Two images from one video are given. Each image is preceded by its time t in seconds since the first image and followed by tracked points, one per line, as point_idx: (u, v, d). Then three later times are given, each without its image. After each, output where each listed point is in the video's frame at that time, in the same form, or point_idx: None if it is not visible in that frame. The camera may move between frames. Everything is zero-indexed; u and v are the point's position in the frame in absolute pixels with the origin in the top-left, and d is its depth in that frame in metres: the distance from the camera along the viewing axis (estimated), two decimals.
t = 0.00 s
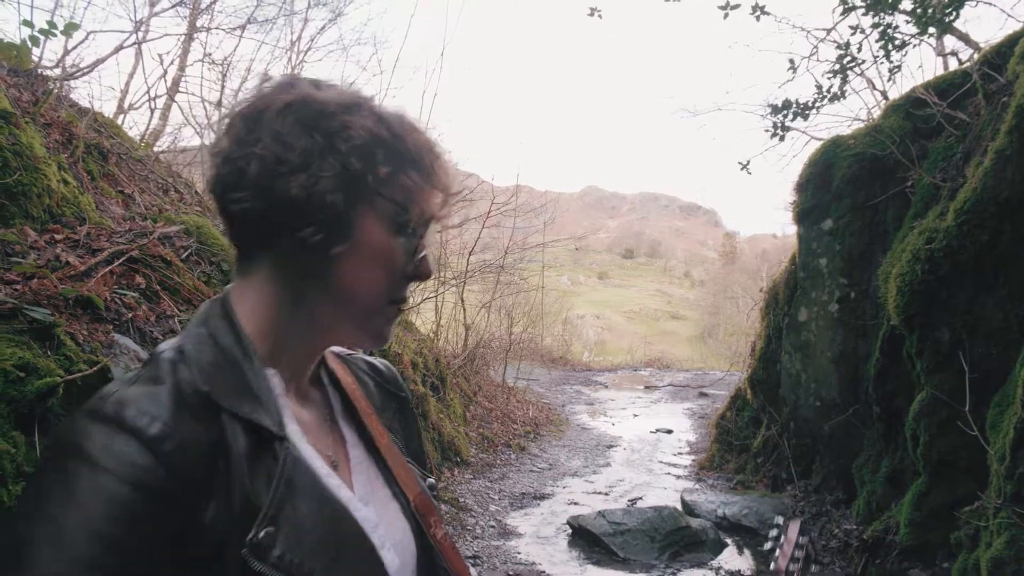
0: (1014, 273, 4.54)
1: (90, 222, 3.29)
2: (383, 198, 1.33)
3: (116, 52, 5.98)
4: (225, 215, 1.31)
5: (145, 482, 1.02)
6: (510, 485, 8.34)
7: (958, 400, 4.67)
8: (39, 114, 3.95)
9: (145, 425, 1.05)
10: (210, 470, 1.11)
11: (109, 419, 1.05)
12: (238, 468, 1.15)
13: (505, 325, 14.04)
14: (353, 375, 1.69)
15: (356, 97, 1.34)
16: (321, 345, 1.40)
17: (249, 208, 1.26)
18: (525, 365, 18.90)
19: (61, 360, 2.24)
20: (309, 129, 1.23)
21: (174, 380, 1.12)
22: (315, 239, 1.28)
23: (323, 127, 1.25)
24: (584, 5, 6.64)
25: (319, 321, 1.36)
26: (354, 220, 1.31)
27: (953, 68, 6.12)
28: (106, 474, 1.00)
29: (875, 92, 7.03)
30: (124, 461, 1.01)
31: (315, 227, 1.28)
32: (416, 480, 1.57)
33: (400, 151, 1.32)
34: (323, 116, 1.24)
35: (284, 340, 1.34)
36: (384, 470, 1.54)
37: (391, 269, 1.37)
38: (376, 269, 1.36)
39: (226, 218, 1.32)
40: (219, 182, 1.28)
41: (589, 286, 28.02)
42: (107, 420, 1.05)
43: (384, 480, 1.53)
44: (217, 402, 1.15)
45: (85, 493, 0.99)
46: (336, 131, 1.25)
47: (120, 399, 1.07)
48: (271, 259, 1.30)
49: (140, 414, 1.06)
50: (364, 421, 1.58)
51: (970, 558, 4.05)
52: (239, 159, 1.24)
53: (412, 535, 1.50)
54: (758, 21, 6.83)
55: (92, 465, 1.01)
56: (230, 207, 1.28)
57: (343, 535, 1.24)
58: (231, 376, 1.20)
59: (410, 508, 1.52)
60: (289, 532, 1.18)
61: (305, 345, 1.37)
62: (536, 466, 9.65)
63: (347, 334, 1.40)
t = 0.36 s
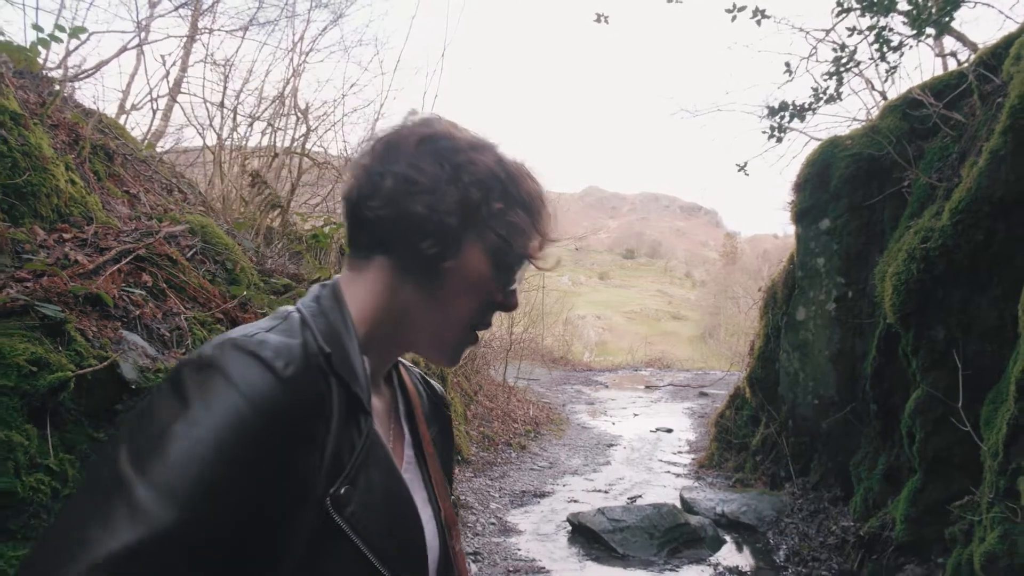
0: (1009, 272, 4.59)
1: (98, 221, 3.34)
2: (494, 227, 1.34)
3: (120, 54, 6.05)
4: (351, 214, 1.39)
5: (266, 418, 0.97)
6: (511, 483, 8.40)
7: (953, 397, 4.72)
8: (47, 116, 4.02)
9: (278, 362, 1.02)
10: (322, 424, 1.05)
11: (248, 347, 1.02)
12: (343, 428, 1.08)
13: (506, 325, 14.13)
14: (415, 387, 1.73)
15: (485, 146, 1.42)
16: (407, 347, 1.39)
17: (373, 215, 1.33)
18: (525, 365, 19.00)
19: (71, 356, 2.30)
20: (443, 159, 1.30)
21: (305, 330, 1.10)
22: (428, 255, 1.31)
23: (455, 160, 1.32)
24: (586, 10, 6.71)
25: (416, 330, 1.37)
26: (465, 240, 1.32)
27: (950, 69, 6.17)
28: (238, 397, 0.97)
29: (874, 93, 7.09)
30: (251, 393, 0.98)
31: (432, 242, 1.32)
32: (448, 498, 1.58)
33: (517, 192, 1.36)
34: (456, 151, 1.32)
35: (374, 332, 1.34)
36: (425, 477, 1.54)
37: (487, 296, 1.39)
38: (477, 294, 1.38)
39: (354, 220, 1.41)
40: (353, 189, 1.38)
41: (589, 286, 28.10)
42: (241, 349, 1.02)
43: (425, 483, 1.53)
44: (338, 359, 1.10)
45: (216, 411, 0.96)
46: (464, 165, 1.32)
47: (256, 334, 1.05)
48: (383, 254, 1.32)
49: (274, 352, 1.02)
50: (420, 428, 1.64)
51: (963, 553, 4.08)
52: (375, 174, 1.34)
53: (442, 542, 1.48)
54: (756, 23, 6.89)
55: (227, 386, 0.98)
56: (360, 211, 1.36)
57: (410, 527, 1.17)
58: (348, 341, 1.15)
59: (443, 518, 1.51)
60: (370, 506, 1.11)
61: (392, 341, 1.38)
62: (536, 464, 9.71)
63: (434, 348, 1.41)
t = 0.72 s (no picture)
0: (1002, 274, 4.66)
1: (109, 223, 3.42)
2: (513, 248, 1.57)
3: (125, 57, 6.13)
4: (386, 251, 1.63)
5: (301, 404, 1.17)
6: (511, 482, 8.48)
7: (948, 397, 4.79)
8: (57, 120, 4.09)
9: (315, 360, 1.23)
10: (345, 416, 1.26)
11: (289, 347, 1.23)
12: (364, 424, 1.29)
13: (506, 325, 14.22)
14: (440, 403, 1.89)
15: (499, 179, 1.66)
16: (437, 358, 1.59)
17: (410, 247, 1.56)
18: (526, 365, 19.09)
19: (88, 355, 2.38)
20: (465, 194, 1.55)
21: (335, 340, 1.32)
22: (462, 275, 1.51)
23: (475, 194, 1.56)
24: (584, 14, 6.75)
25: (450, 342, 1.57)
26: (490, 261, 1.54)
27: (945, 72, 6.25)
28: (280, 385, 1.17)
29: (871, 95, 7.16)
30: (291, 382, 1.18)
31: (465, 266, 1.52)
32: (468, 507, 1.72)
33: (532, 217, 1.61)
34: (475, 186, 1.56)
35: (407, 345, 1.56)
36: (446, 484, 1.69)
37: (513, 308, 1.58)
38: (504, 306, 1.57)
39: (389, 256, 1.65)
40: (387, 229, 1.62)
41: (589, 286, 28.14)
42: (281, 347, 1.23)
43: (446, 492, 1.68)
44: (361, 366, 1.33)
45: (261, 396, 1.15)
46: (484, 197, 1.56)
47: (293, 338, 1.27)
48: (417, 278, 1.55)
49: (311, 353, 1.24)
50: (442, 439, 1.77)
51: (957, 549, 4.15)
52: (408, 215, 1.59)
53: (458, 547, 1.63)
54: (754, 27, 6.97)
55: (271, 376, 1.18)
56: (395, 247, 1.60)
57: (422, 512, 1.35)
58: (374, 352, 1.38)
59: (460, 527, 1.65)
60: (386, 494, 1.29)
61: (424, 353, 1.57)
62: (536, 463, 9.79)
63: (467, 359, 1.58)
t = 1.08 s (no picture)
0: (999, 273, 4.72)
1: (122, 223, 3.48)
2: (473, 212, 1.66)
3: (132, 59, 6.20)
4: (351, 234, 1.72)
5: (269, 412, 1.29)
6: (514, 480, 8.55)
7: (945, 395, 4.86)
8: (70, 121, 4.16)
9: (279, 367, 1.35)
10: (317, 414, 1.38)
11: (254, 360, 1.35)
12: (340, 415, 1.41)
13: (507, 325, 14.29)
14: (439, 368, 1.98)
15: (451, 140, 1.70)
16: (417, 330, 1.71)
17: (370, 227, 1.64)
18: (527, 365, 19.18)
19: (108, 351, 2.45)
20: (417, 165, 1.61)
21: (300, 342, 1.43)
22: (422, 249, 1.60)
23: (427, 164, 1.62)
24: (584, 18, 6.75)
25: (423, 314, 1.68)
26: (449, 232, 1.63)
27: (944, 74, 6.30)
28: (249, 399, 1.30)
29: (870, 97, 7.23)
30: (256, 395, 1.30)
31: (423, 239, 1.61)
32: (484, 459, 1.82)
33: (489, 178, 1.68)
34: (426, 155, 1.62)
35: (387, 324, 1.67)
36: (458, 445, 1.78)
37: (481, 273, 1.67)
38: (470, 272, 1.66)
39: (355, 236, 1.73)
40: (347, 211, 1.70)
41: (590, 286, 28.22)
42: (245, 362, 1.35)
43: (458, 451, 1.77)
44: (330, 361, 1.44)
45: (233, 412, 1.28)
46: (436, 166, 1.62)
47: (256, 350, 1.38)
48: (383, 257, 1.64)
49: (275, 361, 1.36)
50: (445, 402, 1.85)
51: (954, 544, 4.22)
52: (365, 192, 1.66)
53: (479, 500, 1.73)
54: (755, 30, 7.03)
55: (240, 392, 1.30)
56: (358, 227, 1.68)
57: (414, 482, 1.46)
58: (345, 345, 1.49)
59: (476, 478, 1.75)
60: (375, 472, 1.41)
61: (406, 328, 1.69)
62: (538, 461, 9.87)
63: (445, 324, 1.70)
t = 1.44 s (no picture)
0: (993, 271, 4.83)
1: (141, 221, 3.59)
2: (428, 199, 1.77)
3: (143, 60, 6.31)
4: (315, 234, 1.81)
5: (276, 438, 1.32)
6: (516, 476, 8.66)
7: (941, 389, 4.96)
8: (87, 122, 4.28)
9: (276, 392, 1.36)
10: (322, 427, 1.40)
11: (252, 387, 1.36)
12: (345, 421, 1.45)
13: (509, 324, 14.41)
14: (434, 341, 2.09)
15: (392, 122, 1.77)
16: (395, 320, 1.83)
17: (332, 227, 1.74)
18: (528, 364, 19.30)
19: (136, 342, 2.56)
20: (367, 159, 1.70)
21: (291, 360, 1.45)
22: (386, 244, 1.73)
23: (375, 156, 1.71)
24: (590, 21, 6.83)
25: (398, 304, 1.80)
26: (409, 221, 1.74)
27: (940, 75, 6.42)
28: (255, 427, 1.32)
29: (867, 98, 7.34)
30: (263, 423, 1.32)
31: (385, 233, 1.73)
32: (491, 421, 1.95)
33: (439, 162, 1.79)
34: (375, 148, 1.71)
35: (367, 318, 1.78)
36: (465, 416, 1.91)
37: (446, 254, 1.80)
38: (434, 255, 1.79)
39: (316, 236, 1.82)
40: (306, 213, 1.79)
41: (590, 286, 28.34)
42: (246, 392, 1.36)
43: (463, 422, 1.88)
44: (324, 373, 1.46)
45: (242, 443, 1.31)
46: (385, 156, 1.72)
47: (254, 377, 1.39)
48: (351, 257, 1.76)
49: (271, 385, 1.37)
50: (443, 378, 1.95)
51: (948, 535, 4.32)
52: (319, 192, 1.74)
53: (494, 467, 1.85)
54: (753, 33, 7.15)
55: (245, 422, 1.33)
56: (319, 228, 1.77)
57: (427, 469, 1.51)
58: (334, 352, 1.52)
59: (487, 445, 1.88)
60: (387, 466, 1.45)
61: (388, 319, 1.81)
62: (540, 458, 9.98)
63: (423, 307, 1.84)
